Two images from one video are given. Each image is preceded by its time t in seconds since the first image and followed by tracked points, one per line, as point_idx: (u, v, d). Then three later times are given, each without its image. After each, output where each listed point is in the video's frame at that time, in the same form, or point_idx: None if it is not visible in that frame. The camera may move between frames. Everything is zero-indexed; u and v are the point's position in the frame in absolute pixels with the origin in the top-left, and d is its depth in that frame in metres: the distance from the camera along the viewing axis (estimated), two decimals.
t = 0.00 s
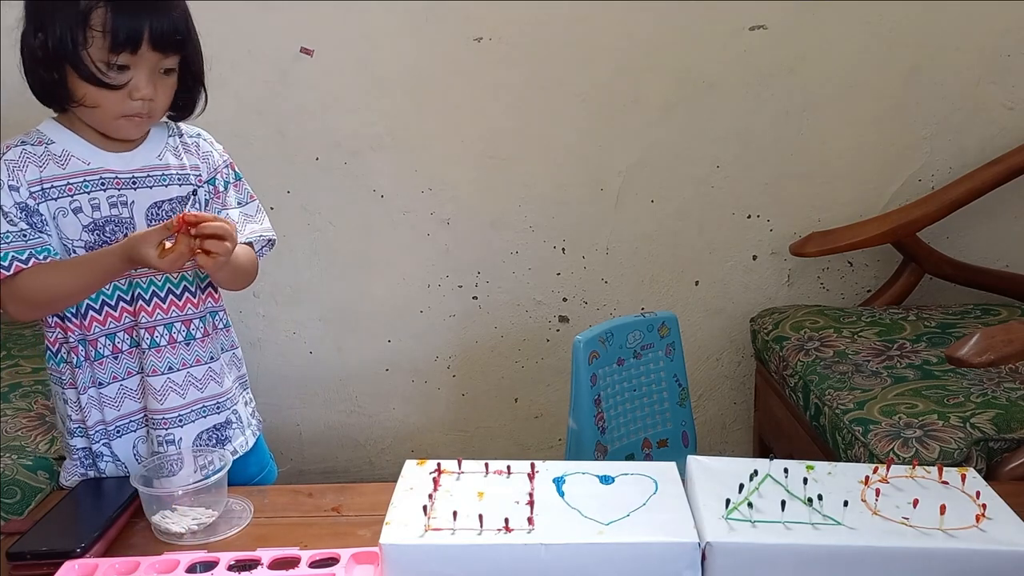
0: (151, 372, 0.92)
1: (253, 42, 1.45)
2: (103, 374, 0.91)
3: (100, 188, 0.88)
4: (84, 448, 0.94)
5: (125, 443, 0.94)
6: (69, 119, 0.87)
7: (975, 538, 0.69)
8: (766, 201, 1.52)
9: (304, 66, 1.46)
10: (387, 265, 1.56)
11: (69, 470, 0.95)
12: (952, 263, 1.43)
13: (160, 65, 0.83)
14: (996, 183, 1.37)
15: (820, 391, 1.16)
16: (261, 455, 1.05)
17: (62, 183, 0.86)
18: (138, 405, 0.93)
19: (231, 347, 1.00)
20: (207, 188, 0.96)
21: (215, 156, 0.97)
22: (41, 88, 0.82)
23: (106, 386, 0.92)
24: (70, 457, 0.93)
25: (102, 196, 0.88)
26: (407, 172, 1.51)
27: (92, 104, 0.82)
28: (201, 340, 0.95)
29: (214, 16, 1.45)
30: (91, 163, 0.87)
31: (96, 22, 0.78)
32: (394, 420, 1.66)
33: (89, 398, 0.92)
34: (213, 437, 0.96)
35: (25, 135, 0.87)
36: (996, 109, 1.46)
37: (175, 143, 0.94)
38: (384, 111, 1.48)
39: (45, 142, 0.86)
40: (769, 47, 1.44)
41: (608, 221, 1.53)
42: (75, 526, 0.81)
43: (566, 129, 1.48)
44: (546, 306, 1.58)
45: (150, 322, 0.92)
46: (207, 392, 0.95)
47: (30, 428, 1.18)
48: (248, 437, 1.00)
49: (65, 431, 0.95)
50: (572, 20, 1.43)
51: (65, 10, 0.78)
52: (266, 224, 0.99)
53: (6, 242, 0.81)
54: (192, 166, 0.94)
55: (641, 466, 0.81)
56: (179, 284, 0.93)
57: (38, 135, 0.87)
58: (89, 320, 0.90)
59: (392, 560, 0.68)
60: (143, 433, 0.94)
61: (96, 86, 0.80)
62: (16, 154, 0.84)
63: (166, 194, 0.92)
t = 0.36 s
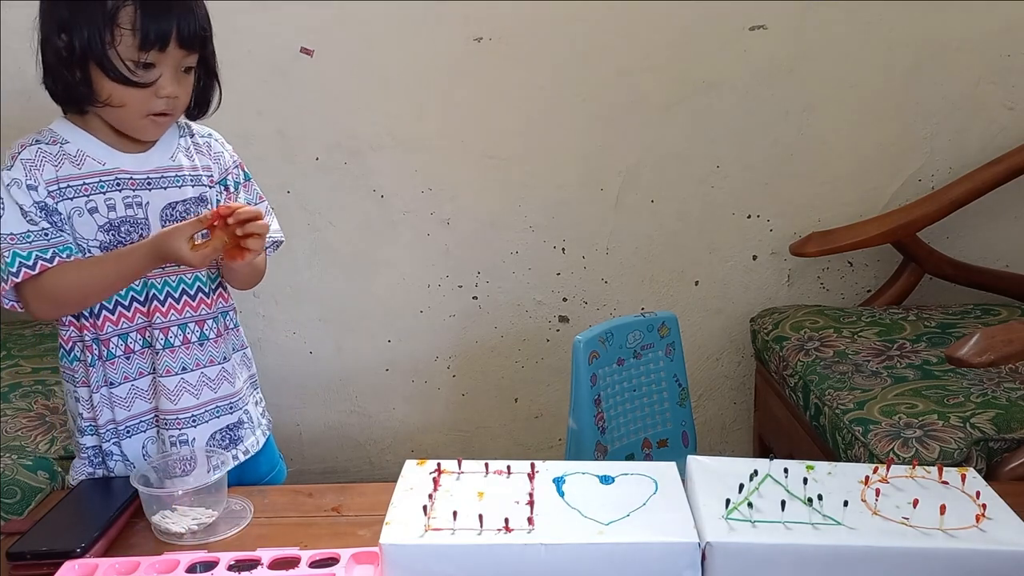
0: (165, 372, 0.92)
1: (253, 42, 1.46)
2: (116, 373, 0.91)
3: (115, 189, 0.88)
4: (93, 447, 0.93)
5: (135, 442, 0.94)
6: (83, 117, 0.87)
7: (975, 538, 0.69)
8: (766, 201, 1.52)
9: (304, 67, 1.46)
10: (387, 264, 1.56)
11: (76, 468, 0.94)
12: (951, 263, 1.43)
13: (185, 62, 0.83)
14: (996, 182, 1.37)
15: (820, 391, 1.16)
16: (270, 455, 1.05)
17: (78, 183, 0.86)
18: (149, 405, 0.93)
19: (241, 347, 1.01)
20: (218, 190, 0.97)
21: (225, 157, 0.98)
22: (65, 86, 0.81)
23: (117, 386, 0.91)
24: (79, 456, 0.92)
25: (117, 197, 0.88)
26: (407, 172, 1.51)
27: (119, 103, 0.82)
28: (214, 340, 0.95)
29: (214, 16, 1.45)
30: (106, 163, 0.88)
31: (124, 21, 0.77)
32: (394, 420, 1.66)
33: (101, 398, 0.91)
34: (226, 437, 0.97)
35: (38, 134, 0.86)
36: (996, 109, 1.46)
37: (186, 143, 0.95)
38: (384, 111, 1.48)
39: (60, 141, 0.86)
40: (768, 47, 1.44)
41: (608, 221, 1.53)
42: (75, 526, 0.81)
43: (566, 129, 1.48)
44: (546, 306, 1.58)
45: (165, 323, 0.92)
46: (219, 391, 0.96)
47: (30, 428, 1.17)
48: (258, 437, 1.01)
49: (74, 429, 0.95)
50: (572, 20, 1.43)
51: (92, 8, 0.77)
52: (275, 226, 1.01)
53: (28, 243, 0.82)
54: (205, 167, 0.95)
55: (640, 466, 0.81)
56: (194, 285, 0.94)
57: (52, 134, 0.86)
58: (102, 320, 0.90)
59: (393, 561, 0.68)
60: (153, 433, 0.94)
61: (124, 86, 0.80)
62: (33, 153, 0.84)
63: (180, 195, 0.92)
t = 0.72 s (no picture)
0: (200, 375, 0.92)
1: (253, 42, 1.46)
2: (151, 375, 0.91)
3: (152, 193, 0.88)
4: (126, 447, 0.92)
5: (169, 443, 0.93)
6: (119, 125, 0.87)
7: (975, 538, 0.69)
8: (766, 201, 1.52)
9: (304, 67, 1.46)
10: (387, 264, 1.56)
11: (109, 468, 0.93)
12: (951, 263, 1.43)
13: (218, 66, 0.83)
14: (996, 182, 1.37)
15: (820, 391, 1.16)
16: (304, 455, 1.05)
17: (116, 188, 0.86)
18: (182, 407, 0.92)
19: (275, 349, 1.00)
20: (253, 193, 0.96)
21: (257, 162, 0.98)
22: (101, 93, 0.81)
23: (152, 388, 0.91)
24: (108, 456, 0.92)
25: (155, 201, 0.88)
26: (407, 172, 1.51)
27: (153, 107, 0.82)
28: (248, 343, 0.95)
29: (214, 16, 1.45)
30: (143, 168, 0.87)
31: (157, 25, 0.78)
32: (395, 420, 1.65)
33: (134, 398, 0.91)
34: (257, 439, 0.96)
35: (74, 141, 0.86)
36: (996, 109, 1.46)
37: (219, 148, 0.95)
38: (384, 111, 1.48)
39: (97, 147, 0.86)
40: (768, 47, 1.44)
41: (608, 221, 1.53)
42: (75, 526, 0.81)
43: (566, 129, 1.48)
44: (546, 306, 1.58)
45: (201, 327, 0.91)
46: (253, 394, 0.95)
47: (30, 428, 1.11)
48: (288, 439, 1.00)
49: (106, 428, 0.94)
50: (572, 20, 1.43)
51: (126, 14, 0.77)
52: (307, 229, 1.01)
53: (69, 247, 0.82)
54: (238, 171, 0.95)
55: (641, 466, 0.81)
56: (229, 287, 0.93)
57: (88, 140, 0.86)
58: (139, 322, 0.89)
59: (393, 561, 0.68)
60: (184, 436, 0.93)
61: (157, 90, 0.80)
62: (70, 159, 0.84)
63: (217, 199, 0.92)
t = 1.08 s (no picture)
0: (308, 370, 0.93)
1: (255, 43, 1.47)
2: (262, 372, 0.92)
3: (266, 195, 0.88)
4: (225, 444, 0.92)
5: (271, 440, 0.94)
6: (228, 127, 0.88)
7: (974, 538, 0.69)
8: (766, 201, 1.52)
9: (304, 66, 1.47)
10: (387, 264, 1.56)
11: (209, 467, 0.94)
12: (950, 263, 1.43)
13: (327, 74, 0.82)
14: (996, 182, 1.37)
15: (820, 391, 1.16)
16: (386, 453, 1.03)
17: (233, 191, 0.87)
18: (286, 403, 0.93)
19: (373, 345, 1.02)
20: (349, 194, 0.98)
21: (349, 164, 0.99)
22: (213, 94, 0.81)
23: (262, 384, 0.92)
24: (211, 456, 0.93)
25: (269, 202, 0.89)
26: (407, 172, 1.51)
27: (264, 111, 0.82)
28: (351, 337, 0.96)
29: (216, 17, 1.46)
30: (256, 171, 0.88)
31: (273, 33, 0.77)
32: (394, 420, 1.65)
33: (240, 394, 0.92)
34: (359, 432, 0.97)
35: (186, 146, 0.87)
36: (996, 109, 1.46)
37: (318, 151, 0.96)
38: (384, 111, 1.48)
39: (210, 152, 0.86)
40: (769, 47, 1.44)
41: (608, 221, 1.53)
42: (75, 527, 0.81)
43: (566, 129, 1.48)
44: (545, 306, 1.58)
45: (310, 323, 0.93)
46: (357, 388, 0.97)
47: (30, 428, 1.10)
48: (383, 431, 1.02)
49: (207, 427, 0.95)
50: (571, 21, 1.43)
51: (243, 20, 0.77)
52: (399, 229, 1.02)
53: (193, 252, 0.82)
54: (336, 173, 0.96)
55: (641, 466, 0.81)
56: (335, 284, 0.95)
57: (200, 145, 0.87)
58: (255, 319, 0.91)
59: (392, 561, 0.68)
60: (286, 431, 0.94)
61: (267, 95, 0.80)
62: (187, 164, 0.85)
63: (323, 199, 0.92)
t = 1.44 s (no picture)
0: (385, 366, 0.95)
1: (256, 43, 1.47)
2: (337, 369, 0.94)
3: (345, 193, 0.92)
4: (296, 442, 0.93)
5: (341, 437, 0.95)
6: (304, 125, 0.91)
7: (974, 538, 0.69)
8: (766, 201, 1.52)
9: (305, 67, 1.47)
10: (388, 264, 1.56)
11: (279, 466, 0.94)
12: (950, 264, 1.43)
13: (405, 79, 0.86)
14: (996, 182, 1.37)
15: (820, 391, 1.16)
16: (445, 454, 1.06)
17: (315, 190, 0.90)
18: (358, 400, 0.95)
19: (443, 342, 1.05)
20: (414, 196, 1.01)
21: (413, 170, 1.03)
22: (294, 93, 0.84)
23: (337, 381, 0.94)
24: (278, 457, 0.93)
25: (347, 200, 0.92)
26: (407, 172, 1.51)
27: (344, 113, 0.85)
28: (425, 333, 0.99)
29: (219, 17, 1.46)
30: (335, 171, 0.92)
31: (361, 41, 0.80)
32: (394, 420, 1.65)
33: (314, 391, 0.93)
34: (437, 426, 1.00)
35: (266, 148, 0.90)
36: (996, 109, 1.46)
37: (385, 156, 1.00)
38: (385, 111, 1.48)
39: (291, 153, 0.90)
40: (769, 48, 1.45)
41: (608, 220, 1.53)
42: (75, 527, 0.81)
43: (566, 129, 1.48)
44: (545, 306, 1.58)
45: (382, 321, 0.95)
46: (430, 384, 0.99)
47: (30, 427, 1.10)
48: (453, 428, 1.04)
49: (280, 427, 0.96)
50: (571, 21, 1.44)
51: (333, 26, 0.79)
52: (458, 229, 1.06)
53: (281, 248, 0.85)
54: (402, 176, 1.00)
55: (641, 466, 0.81)
56: (408, 281, 0.98)
57: (281, 146, 0.90)
58: (332, 316, 0.93)
59: (391, 561, 0.68)
60: (356, 428, 0.95)
61: (351, 98, 0.83)
62: (271, 165, 0.88)
63: (393, 199, 0.96)
